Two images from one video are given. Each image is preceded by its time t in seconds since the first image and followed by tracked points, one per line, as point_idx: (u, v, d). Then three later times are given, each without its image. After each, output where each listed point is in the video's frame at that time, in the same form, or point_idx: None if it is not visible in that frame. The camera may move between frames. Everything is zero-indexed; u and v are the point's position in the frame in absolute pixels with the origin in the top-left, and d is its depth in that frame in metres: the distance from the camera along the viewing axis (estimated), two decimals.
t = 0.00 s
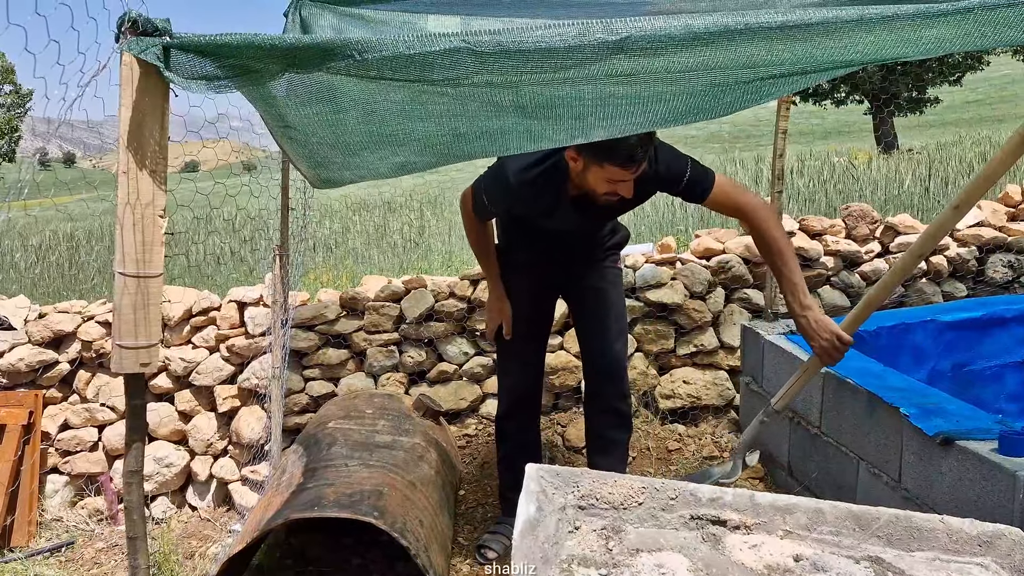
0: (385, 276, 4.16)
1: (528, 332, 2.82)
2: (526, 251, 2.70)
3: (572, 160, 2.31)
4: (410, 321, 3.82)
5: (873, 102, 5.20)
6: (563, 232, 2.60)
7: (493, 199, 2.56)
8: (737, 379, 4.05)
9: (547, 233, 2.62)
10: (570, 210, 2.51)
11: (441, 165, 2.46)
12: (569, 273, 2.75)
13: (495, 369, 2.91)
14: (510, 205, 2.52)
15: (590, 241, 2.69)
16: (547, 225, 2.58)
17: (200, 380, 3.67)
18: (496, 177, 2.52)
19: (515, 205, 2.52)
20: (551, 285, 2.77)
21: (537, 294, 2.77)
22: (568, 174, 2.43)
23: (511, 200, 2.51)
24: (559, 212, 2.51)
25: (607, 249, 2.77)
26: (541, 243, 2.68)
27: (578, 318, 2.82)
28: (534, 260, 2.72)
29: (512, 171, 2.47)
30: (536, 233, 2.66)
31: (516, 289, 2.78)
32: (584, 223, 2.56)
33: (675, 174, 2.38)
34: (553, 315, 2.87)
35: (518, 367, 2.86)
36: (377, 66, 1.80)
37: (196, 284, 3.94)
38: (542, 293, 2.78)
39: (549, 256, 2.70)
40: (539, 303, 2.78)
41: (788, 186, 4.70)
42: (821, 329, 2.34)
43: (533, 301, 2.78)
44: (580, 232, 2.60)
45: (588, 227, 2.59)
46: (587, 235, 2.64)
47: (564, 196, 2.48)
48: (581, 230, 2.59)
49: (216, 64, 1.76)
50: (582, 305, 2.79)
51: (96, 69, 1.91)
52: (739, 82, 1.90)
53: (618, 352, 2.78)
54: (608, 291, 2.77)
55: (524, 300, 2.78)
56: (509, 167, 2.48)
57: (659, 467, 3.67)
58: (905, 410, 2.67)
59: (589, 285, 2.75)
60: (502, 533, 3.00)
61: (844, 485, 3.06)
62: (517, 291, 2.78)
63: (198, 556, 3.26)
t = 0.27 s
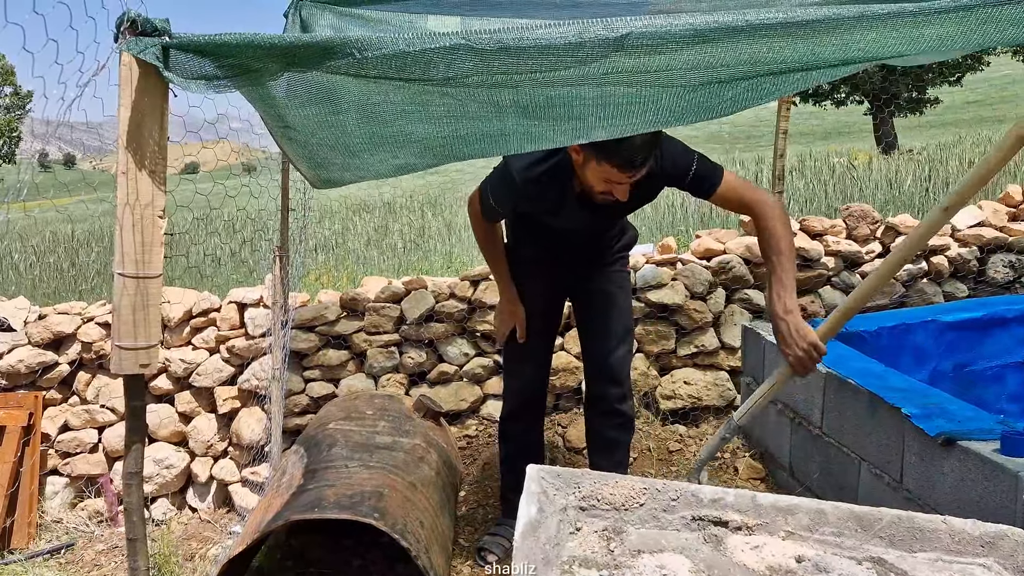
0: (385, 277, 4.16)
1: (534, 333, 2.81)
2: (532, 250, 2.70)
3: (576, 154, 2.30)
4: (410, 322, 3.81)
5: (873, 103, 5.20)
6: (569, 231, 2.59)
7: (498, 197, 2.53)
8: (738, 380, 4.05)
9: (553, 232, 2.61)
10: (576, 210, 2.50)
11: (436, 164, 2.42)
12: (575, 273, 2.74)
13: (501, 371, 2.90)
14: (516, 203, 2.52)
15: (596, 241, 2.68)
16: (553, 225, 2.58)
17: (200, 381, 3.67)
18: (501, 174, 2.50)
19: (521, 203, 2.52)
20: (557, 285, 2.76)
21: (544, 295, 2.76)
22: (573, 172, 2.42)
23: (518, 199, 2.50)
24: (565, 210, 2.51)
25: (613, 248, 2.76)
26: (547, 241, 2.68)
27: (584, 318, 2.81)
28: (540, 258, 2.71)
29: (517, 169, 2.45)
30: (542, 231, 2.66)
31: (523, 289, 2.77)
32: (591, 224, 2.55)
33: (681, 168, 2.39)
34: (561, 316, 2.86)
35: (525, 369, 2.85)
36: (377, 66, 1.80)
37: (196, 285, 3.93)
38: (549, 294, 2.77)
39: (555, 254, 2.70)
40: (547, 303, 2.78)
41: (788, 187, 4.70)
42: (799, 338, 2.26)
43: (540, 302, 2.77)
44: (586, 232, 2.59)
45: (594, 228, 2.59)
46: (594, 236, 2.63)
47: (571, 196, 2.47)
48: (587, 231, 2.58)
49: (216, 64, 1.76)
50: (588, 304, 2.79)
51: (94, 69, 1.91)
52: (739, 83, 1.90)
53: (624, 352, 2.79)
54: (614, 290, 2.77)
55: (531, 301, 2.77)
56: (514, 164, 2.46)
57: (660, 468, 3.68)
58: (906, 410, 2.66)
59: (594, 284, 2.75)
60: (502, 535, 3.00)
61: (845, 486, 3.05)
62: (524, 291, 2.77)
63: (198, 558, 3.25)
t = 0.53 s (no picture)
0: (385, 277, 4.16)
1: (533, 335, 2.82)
2: (531, 254, 2.69)
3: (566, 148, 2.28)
4: (410, 322, 3.81)
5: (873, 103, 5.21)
6: (566, 235, 2.59)
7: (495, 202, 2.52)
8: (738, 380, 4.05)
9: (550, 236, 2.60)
10: (573, 212, 2.50)
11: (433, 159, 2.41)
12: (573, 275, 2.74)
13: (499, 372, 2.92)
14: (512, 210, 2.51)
15: (594, 244, 2.67)
16: (551, 229, 2.57)
17: (201, 382, 3.67)
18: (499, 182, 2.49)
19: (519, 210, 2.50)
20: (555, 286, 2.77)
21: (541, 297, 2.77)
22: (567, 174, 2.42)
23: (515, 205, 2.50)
24: (562, 213, 2.51)
25: (613, 249, 2.75)
26: (545, 247, 2.66)
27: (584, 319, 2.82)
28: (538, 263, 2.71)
29: (512, 174, 2.45)
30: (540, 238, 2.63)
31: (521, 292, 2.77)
32: (587, 225, 2.56)
33: (667, 165, 2.33)
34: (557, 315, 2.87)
35: (524, 370, 2.87)
36: (377, 67, 1.80)
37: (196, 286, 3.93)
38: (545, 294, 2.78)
39: (553, 259, 2.69)
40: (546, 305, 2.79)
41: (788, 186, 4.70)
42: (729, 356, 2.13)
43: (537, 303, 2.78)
44: (582, 235, 2.59)
45: (591, 229, 2.58)
46: (591, 238, 2.63)
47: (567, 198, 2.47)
48: (584, 233, 2.58)
49: (215, 65, 1.76)
50: (587, 306, 2.79)
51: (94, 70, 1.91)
52: (738, 82, 1.90)
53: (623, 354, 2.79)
54: (614, 293, 2.77)
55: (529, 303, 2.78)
56: (510, 169, 2.46)
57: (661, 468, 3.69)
58: (906, 410, 2.66)
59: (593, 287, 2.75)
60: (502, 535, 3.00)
61: (846, 486, 3.05)
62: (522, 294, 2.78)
63: (199, 559, 3.25)
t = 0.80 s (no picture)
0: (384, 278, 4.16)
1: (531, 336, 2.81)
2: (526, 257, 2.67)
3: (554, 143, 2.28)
4: (409, 322, 3.81)
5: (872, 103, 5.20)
6: (561, 233, 2.59)
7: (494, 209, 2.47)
8: (737, 380, 4.04)
9: (546, 236, 2.60)
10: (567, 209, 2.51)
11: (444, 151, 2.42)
12: (569, 274, 2.74)
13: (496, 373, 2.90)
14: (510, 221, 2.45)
15: (589, 241, 2.68)
16: (546, 229, 2.57)
17: (199, 383, 3.66)
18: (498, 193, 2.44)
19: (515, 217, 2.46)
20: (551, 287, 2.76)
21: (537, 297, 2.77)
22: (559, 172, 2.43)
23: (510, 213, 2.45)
24: (552, 213, 2.51)
25: (607, 248, 2.74)
26: (540, 248, 2.66)
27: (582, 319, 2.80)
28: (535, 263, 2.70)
29: (505, 178, 2.43)
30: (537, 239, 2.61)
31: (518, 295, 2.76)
32: (581, 220, 2.57)
33: (634, 167, 2.34)
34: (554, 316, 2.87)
35: (522, 371, 2.86)
36: (373, 67, 1.80)
37: (195, 286, 3.92)
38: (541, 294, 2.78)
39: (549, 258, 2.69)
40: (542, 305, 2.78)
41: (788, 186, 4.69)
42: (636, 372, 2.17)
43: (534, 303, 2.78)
44: (577, 231, 2.60)
45: (585, 225, 2.60)
46: (585, 234, 2.64)
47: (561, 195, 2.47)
48: (578, 229, 2.59)
49: (211, 65, 1.76)
50: (584, 306, 2.78)
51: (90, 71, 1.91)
52: (735, 81, 1.90)
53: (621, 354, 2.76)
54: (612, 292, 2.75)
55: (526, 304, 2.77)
56: (503, 173, 2.44)
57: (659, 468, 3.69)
58: (905, 410, 2.65)
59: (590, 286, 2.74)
60: (499, 536, 2.99)
61: (845, 486, 3.04)
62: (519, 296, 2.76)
63: (197, 560, 3.25)
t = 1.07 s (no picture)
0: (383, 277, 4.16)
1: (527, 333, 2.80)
2: (523, 254, 2.64)
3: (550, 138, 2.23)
4: (408, 321, 3.80)
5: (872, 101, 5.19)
6: (559, 227, 2.57)
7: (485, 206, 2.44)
8: (737, 379, 4.04)
9: (543, 231, 2.58)
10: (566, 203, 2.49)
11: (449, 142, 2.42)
12: (566, 270, 2.72)
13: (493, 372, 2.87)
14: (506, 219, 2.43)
15: (586, 236, 2.66)
16: (543, 224, 2.55)
17: (198, 382, 3.66)
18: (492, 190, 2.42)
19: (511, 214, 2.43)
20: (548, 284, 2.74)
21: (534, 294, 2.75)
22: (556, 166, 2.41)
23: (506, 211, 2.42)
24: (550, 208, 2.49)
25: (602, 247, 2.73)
26: (538, 244, 2.63)
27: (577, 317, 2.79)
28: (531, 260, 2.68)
29: (500, 175, 2.40)
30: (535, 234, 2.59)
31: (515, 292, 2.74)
32: (580, 214, 2.55)
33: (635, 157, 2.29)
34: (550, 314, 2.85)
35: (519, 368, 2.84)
36: (371, 64, 1.79)
37: (194, 286, 3.92)
38: (538, 292, 2.76)
39: (546, 255, 2.67)
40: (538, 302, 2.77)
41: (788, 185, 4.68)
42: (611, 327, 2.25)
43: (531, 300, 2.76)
44: (575, 224, 2.59)
45: (583, 219, 2.58)
46: (582, 229, 2.62)
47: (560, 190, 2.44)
48: (577, 223, 2.58)
49: (209, 63, 1.75)
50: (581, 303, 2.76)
51: (87, 68, 1.91)
52: (734, 73, 1.90)
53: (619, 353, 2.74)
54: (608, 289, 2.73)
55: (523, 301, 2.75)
56: (499, 169, 2.41)
57: (659, 468, 3.68)
58: (905, 409, 2.65)
59: (587, 283, 2.72)
60: (499, 535, 2.98)
61: (845, 485, 3.04)
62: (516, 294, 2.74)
63: (196, 560, 3.25)
